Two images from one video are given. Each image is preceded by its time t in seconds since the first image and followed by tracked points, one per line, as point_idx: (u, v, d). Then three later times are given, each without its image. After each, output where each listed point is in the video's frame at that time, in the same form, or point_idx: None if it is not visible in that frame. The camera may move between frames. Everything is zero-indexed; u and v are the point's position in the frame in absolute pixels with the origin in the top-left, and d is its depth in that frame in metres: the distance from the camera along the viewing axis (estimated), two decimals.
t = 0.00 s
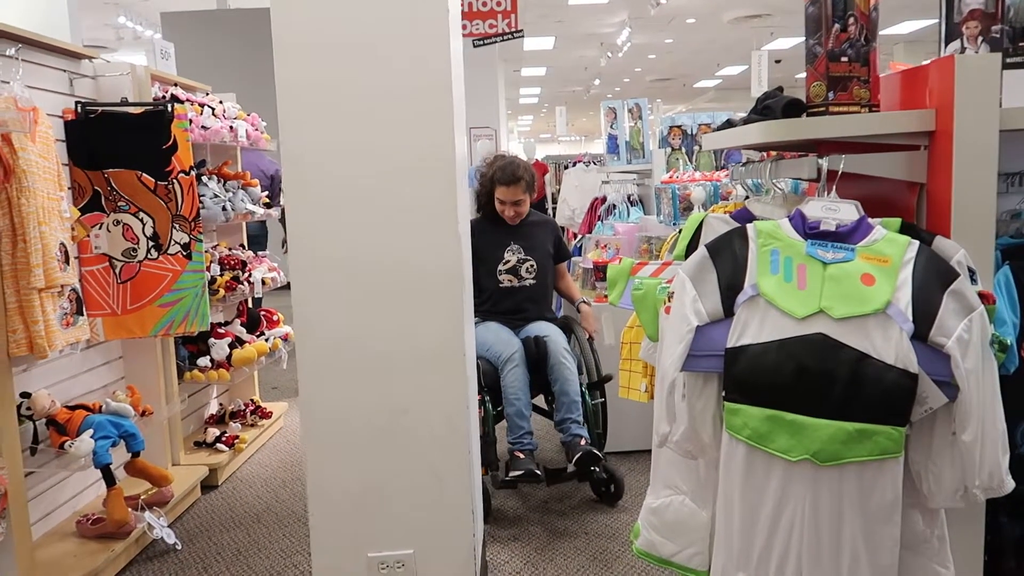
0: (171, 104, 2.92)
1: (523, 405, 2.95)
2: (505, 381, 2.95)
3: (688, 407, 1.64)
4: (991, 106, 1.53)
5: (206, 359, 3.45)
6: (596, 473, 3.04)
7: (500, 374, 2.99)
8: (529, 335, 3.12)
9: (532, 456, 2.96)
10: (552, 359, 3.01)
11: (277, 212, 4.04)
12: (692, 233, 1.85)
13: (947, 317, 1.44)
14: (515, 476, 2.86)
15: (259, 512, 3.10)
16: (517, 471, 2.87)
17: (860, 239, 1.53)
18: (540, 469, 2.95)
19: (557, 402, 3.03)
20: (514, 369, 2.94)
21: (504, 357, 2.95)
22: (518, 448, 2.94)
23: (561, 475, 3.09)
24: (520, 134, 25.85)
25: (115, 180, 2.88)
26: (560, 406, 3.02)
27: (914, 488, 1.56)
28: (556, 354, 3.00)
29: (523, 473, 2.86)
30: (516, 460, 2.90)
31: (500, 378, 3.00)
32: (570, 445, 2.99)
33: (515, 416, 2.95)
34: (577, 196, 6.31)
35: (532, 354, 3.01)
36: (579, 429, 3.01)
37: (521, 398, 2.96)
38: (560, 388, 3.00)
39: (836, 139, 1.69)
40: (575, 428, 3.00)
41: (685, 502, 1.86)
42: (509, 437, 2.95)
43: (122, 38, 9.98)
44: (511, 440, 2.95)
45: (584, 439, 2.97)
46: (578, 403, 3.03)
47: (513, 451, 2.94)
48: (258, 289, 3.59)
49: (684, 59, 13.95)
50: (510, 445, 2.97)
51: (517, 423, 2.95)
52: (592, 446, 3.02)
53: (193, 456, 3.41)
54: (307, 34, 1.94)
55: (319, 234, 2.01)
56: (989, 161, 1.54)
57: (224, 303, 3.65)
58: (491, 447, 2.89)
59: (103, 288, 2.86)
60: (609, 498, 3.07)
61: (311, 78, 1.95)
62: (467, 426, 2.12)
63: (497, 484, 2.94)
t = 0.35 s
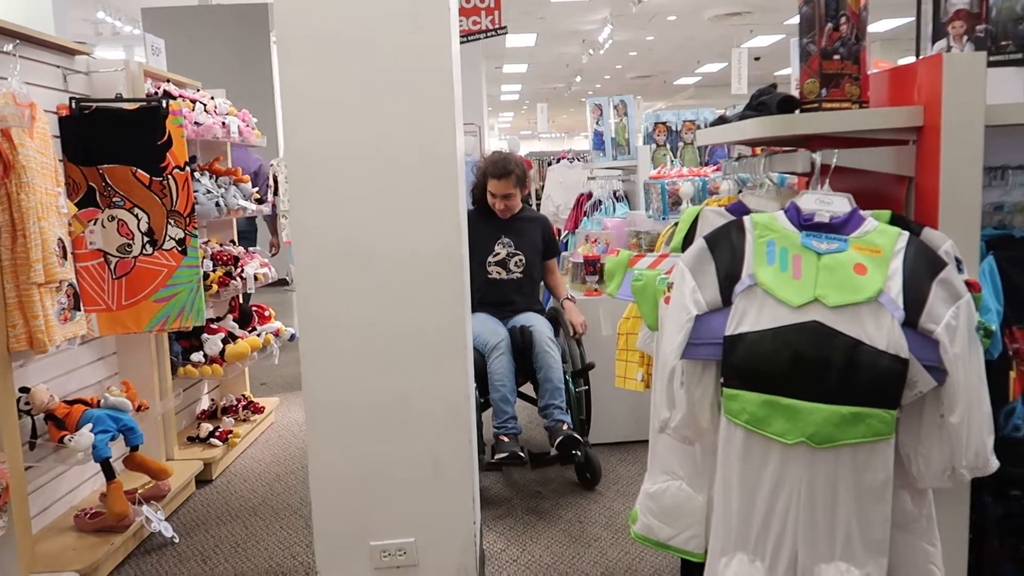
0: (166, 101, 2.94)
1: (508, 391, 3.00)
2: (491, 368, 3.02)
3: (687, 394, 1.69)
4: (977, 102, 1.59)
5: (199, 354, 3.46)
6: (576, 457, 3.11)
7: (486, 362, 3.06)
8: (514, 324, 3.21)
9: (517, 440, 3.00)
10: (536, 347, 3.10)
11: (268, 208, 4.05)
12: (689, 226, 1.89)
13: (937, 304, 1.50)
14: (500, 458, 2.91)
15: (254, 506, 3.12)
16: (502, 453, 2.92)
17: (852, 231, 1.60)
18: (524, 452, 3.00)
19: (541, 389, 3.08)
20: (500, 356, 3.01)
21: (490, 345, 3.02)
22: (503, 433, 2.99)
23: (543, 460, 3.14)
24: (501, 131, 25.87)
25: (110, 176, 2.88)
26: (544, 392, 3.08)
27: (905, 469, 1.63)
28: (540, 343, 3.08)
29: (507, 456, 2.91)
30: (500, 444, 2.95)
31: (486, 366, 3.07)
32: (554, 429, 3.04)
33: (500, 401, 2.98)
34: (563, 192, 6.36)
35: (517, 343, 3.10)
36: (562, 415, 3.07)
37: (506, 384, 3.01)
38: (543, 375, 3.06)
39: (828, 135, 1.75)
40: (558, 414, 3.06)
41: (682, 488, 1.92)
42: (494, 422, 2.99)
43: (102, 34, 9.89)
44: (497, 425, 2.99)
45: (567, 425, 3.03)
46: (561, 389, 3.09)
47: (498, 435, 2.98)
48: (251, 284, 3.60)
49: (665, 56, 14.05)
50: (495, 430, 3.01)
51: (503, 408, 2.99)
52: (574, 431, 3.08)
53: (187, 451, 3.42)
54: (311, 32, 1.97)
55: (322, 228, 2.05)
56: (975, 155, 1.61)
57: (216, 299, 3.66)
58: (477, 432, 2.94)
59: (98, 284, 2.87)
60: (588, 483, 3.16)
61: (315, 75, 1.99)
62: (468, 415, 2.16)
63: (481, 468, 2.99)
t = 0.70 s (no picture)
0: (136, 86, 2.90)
1: (481, 371, 3.02)
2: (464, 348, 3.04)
3: (663, 373, 1.72)
4: (943, 86, 1.63)
5: (174, 342, 3.44)
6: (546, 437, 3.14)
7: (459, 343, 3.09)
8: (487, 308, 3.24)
9: (489, 419, 2.99)
10: (508, 328, 3.13)
11: (241, 194, 4.02)
12: (664, 210, 1.94)
13: (904, 283, 1.55)
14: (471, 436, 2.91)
15: (233, 492, 3.12)
16: (475, 431, 2.91)
17: (823, 213, 1.64)
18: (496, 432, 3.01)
19: (513, 369, 3.11)
20: (473, 337, 3.05)
21: (464, 325, 3.06)
22: (476, 412, 2.97)
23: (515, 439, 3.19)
24: (474, 115, 25.77)
25: (80, 163, 2.84)
26: (516, 373, 3.11)
27: (873, 444, 1.68)
28: (513, 324, 3.12)
29: (477, 434, 2.91)
30: (472, 422, 2.95)
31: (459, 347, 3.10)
32: (525, 409, 3.06)
33: (473, 380, 3.01)
34: (537, 176, 6.38)
35: (489, 324, 3.13)
36: (533, 395, 3.09)
37: (479, 364, 3.04)
38: (516, 356, 3.10)
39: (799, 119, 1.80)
40: (530, 394, 3.09)
41: (659, 466, 1.96)
42: (467, 401, 2.99)
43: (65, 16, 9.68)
44: (469, 404, 2.99)
45: (538, 403, 3.05)
46: (533, 369, 3.12)
47: (470, 414, 2.97)
48: (225, 271, 3.58)
49: (637, 39, 14.07)
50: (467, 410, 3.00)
51: (476, 387, 3.01)
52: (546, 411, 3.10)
53: (163, 438, 3.40)
54: (285, 16, 1.96)
55: (299, 212, 2.05)
56: (940, 138, 1.65)
57: (191, 286, 3.64)
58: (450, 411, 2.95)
59: (70, 271, 2.83)
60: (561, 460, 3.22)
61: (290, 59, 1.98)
62: (447, 397, 2.18)
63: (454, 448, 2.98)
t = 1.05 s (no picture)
0: (128, 81, 2.90)
1: (469, 365, 3.05)
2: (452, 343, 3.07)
3: (652, 368, 1.74)
4: (929, 84, 1.65)
5: (168, 337, 3.44)
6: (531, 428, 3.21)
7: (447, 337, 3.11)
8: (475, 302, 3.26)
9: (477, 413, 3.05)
10: (497, 323, 3.16)
11: (234, 189, 4.02)
12: (654, 205, 1.96)
13: (889, 280, 1.57)
14: (458, 430, 2.95)
15: (227, 487, 3.13)
16: (461, 425, 2.95)
17: (810, 209, 1.66)
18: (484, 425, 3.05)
19: (501, 363, 3.15)
20: (461, 331, 3.07)
21: (453, 320, 3.07)
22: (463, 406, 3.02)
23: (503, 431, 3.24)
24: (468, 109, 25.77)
25: (71, 158, 2.84)
26: (504, 366, 3.16)
27: (860, 438, 1.69)
28: (500, 318, 3.14)
29: (464, 428, 2.95)
30: (460, 416, 2.99)
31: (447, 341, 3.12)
32: (512, 402, 3.12)
33: (461, 375, 3.04)
34: (530, 170, 6.39)
35: (478, 319, 3.16)
36: (520, 389, 3.16)
37: (467, 358, 3.07)
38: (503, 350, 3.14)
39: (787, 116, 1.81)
40: (517, 387, 3.15)
41: (648, 460, 1.98)
42: (455, 395, 3.02)
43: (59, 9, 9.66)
44: (457, 398, 3.03)
45: (525, 398, 3.12)
46: (520, 364, 3.17)
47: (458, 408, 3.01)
48: (219, 266, 3.58)
49: (631, 33, 14.06)
50: (455, 404, 3.04)
51: (464, 381, 3.04)
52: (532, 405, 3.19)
53: (156, 434, 3.41)
54: (276, 13, 1.97)
55: (291, 209, 2.06)
56: (926, 136, 1.67)
57: (184, 281, 3.64)
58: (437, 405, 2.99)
59: (62, 267, 2.82)
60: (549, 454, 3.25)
61: (280, 56, 1.99)
62: (440, 393, 2.19)
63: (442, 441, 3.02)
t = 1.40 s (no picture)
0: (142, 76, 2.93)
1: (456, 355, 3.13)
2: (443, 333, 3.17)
3: (660, 364, 1.75)
4: (940, 81, 1.65)
5: (180, 331, 3.46)
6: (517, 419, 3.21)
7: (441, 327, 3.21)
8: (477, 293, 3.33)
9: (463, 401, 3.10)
10: (488, 315, 3.18)
11: (247, 183, 4.05)
12: (662, 204, 1.97)
13: (898, 277, 1.57)
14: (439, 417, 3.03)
15: (239, 479, 3.16)
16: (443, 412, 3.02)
17: (819, 207, 1.66)
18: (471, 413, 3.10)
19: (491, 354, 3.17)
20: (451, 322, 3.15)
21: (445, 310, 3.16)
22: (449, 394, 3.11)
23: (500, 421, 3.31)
24: (480, 104, 25.78)
25: (86, 153, 2.88)
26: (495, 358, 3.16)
27: (868, 436, 1.69)
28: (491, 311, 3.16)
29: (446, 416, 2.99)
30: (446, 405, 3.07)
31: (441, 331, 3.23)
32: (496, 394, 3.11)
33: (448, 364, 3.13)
34: (541, 166, 6.39)
35: (471, 310, 3.21)
36: (506, 381, 3.12)
37: (456, 348, 3.15)
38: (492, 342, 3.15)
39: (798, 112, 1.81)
40: (503, 378, 3.13)
41: (656, 456, 2.01)
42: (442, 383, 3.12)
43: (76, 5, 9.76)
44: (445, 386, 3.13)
45: (507, 390, 3.08)
46: (509, 356, 3.15)
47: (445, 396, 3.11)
48: (231, 260, 3.61)
49: (644, 29, 14.01)
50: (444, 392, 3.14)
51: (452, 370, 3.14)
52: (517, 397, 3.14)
53: (170, 426, 3.45)
54: (289, 10, 1.98)
55: (302, 204, 2.08)
56: (936, 133, 1.67)
57: (197, 274, 3.67)
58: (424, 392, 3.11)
59: (77, 261, 2.88)
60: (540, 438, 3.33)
61: (292, 52, 2.00)
62: (450, 387, 2.20)
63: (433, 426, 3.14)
